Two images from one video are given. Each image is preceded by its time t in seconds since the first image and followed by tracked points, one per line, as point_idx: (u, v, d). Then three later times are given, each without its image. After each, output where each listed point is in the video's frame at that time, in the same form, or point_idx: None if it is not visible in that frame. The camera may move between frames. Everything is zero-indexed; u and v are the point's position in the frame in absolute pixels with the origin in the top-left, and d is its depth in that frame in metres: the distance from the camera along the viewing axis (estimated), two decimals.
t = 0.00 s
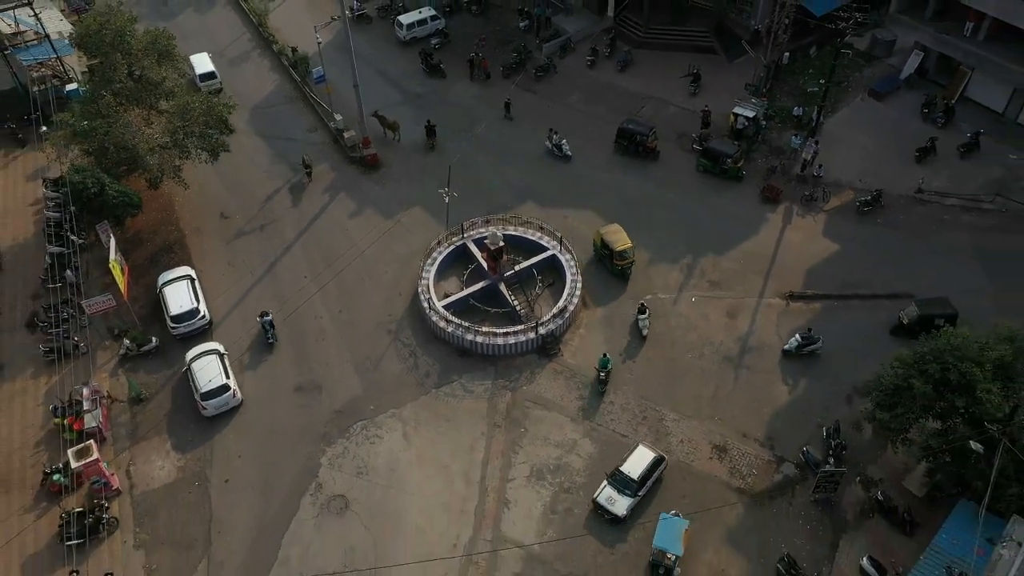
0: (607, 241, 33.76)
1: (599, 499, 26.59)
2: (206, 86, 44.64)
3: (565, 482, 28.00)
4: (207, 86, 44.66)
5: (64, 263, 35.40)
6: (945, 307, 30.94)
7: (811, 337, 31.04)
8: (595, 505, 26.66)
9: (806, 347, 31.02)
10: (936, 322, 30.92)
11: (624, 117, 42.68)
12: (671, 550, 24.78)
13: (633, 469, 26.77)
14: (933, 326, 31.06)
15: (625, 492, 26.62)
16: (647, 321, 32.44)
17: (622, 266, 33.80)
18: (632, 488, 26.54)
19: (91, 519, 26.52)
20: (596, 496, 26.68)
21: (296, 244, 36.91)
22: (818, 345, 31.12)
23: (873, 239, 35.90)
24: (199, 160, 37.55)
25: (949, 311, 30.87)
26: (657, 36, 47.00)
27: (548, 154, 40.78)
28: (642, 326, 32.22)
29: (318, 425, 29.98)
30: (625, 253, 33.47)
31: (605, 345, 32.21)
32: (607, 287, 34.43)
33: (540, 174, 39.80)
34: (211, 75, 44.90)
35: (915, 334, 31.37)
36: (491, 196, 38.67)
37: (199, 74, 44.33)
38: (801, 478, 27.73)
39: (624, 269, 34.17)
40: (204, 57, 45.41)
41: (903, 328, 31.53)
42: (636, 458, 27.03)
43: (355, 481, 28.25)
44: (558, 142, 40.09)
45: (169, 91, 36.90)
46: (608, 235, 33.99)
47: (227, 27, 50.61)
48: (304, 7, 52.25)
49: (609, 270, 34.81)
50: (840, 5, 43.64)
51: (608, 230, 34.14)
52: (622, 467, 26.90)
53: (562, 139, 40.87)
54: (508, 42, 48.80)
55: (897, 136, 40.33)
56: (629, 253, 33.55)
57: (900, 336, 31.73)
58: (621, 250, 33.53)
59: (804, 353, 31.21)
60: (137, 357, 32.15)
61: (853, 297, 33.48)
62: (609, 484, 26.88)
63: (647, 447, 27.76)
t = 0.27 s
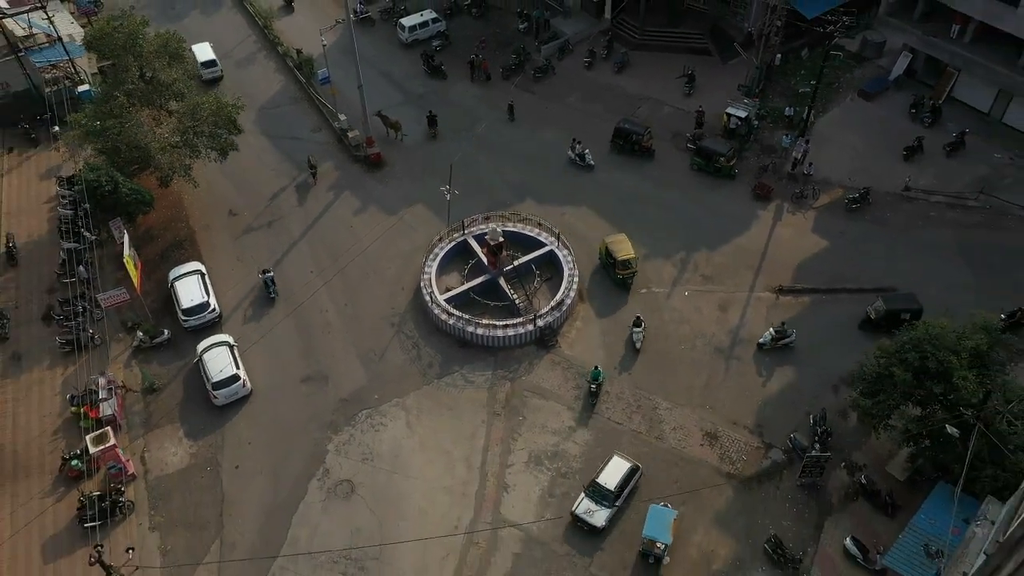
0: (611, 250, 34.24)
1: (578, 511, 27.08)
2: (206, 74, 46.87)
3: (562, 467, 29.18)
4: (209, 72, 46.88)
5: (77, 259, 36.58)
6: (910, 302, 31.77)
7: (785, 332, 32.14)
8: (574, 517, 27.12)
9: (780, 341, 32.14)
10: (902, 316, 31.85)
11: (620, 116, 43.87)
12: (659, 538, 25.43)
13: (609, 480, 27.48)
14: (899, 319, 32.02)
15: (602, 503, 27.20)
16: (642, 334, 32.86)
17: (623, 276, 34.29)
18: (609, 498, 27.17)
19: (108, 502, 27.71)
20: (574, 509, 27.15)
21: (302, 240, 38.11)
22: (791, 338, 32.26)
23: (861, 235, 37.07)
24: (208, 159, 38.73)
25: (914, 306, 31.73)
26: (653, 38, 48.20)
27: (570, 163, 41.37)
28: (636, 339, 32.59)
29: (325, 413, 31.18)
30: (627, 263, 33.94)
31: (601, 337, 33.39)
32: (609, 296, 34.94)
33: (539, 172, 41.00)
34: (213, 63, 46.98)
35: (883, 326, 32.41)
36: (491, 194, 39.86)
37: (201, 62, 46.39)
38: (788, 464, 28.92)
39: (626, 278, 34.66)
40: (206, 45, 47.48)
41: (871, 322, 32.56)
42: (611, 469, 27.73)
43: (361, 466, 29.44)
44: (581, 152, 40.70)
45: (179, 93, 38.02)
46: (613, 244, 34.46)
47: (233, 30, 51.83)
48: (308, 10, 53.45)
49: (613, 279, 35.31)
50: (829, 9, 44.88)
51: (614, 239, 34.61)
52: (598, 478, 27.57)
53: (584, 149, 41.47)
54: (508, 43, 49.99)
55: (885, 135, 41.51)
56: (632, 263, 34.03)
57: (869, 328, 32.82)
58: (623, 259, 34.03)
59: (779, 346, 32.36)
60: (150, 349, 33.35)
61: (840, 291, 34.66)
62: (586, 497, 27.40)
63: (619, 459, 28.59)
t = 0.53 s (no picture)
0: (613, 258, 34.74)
1: (561, 521, 27.46)
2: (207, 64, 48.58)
3: (559, 455, 30.20)
4: (210, 64, 48.48)
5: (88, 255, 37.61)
6: (882, 296, 32.90)
7: (764, 327, 33.18)
8: (558, 527, 27.52)
9: (761, 334, 33.18)
10: (876, 310, 32.93)
11: (617, 116, 44.90)
12: (652, 528, 26.29)
13: (591, 488, 27.87)
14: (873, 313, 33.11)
15: (585, 512, 27.59)
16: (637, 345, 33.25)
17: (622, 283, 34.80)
18: (592, 507, 27.57)
19: (121, 487, 28.73)
20: (557, 519, 27.54)
21: (306, 236, 39.13)
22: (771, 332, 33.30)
23: (851, 231, 38.09)
24: (216, 157, 39.76)
25: (887, 301, 32.83)
26: (650, 40, 49.25)
27: (588, 169, 41.93)
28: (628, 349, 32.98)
29: (330, 403, 32.21)
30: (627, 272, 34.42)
31: (598, 330, 34.41)
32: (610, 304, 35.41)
33: (537, 170, 42.01)
34: (214, 55, 48.61)
35: (857, 320, 33.45)
36: (491, 191, 40.88)
37: (202, 52, 48.16)
38: (778, 451, 29.93)
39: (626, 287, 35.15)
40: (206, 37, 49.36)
41: (846, 317, 33.59)
42: (592, 478, 28.12)
43: (365, 454, 30.46)
44: (600, 158, 41.29)
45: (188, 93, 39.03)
46: (616, 253, 34.94)
47: (238, 31, 52.83)
48: (311, 11, 54.45)
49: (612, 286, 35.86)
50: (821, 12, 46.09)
51: (617, 247, 35.06)
52: (580, 487, 27.97)
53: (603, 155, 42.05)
54: (507, 44, 51.00)
55: (876, 134, 42.52)
56: (632, 272, 34.50)
57: (843, 322, 33.83)
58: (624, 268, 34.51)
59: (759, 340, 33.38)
60: (160, 342, 34.38)
61: (830, 285, 35.67)
62: (569, 506, 27.80)
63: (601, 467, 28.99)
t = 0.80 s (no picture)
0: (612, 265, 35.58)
1: (543, 531, 27.85)
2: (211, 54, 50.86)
3: (556, 439, 31.48)
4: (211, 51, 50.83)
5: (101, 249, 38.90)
6: (851, 289, 34.03)
7: (741, 320, 34.37)
8: (539, 537, 27.93)
9: (738, 327, 34.38)
10: (845, 304, 34.08)
11: (614, 115, 46.19)
12: (641, 515, 27.35)
13: (570, 498, 28.25)
14: (843, 306, 34.25)
15: (566, 521, 28.01)
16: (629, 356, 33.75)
17: (618, 290, 35.53)
18: (572, 516, 27.98)
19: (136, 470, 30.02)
20: (539, 529, 27.93)
21: (312, 231, 40.41)
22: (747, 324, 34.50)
23: (839, 225, 39.37)
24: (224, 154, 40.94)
25: (856, 293, 33.98)
26: (646, 41, 50.52)
27: (610, 175, 42.48)
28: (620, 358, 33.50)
29: (336, 390, 33.50)
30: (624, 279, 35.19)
31: (594, 321, 35.68)
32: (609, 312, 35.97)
33: (536, 167, 43.30)
34: (215, 42, 50.95)
35: (829, 313, 34.61)
36: (491, 187, 42.16)
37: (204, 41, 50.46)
38: (766, 435, 31.22)
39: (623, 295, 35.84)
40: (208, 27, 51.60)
41: (817, 310, 34.74)
42: (571, 488, 28.47)
43: (369, 438, 31.75)
44: (622, 163, 41.85)
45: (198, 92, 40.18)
46: (616, 260, 35.78)
47: (244, 32, 54.08)
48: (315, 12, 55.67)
49: (610, 294, 36.54)
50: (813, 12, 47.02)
51: (617, 255, 35.93)
52: (560, 497, 28.34)
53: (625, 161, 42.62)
54: (506, 45, 52.25)
55: (865, 132, 43.81)
56: (629, 281, 35.24)
57: (816, 315, 35.00)
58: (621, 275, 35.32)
59: (735, 332, 34.61)
60: (171, 332, 35.67)
61: (818, 277, 36.94)
62: (550, 516, 28.20)
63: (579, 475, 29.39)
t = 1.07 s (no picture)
0: (609, 271, 36.43)
1: (526, 539, 28.41)
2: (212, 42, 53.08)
3: (553, 423, 32.80)
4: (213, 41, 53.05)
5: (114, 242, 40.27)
6: (822, 282, 35.30)
7: (720, 311, 35.69)
8: (522, 545, 28.51)
9: (716, 317, 35.73)
10: (817, 296, 35.35)
11: (610, 112, 47.51)
12: (632, 501, 28.40)
13: (552, 506, 28.71)
14: (815, 298, 35.54)
15: (548, 529, 28.57)
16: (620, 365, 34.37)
17: (613, 296, 36.29)
18: (554, 524, 28.51)
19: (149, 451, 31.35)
20: (522, 538, 28.48)
21: (317, 225, 41.73)
22: (726, 316, 35.82)
23: (828, 219, 40.68)
24: (233, 151, 42.33)
25: (828, 285, 35.23)
26: (641, 41, 51.80)
27: (633, 180, 43.26)
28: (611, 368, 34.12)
29: (341, 377, 34.83)
30: (620, 285, 35.97)
31: (590, 311, 37.01)
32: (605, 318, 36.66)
33: (534, 163, 44.63)
34: (216, 33, 53.23)
35: (802, 305, 35.92)
36: (490, 183, 43.49)
37: (204, 31, 52.72)
38: (754, 419, 32.53)
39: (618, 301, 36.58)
40: (209, 16, 53.94)
41: (791, 302, 36.03)
42: (552, 496, 28.91)
43: (374, 423, 33.06)
44: (645, 168, 42.65)
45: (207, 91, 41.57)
46: (613, 267, 36.64)
47: (250, 31, 55.33)
48: (319, 13, 56.96)
49: (604, 301, 37.29)
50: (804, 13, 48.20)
51: (615, 262, 36.81)
52: (542, 505, 28.80)
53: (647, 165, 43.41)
54: (506, 45, 53.56)
55: (853, 129, 45.12)
56: (623, 288, 36.01)
57: (789, 307, 36.32)
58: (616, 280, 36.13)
59: (714, 323, 35.95)
60: (183, 322, 37.00)
61: (806, 269, 38.26)
62: (532, 524, 28.74)
63: (560, 481, 29.79)
